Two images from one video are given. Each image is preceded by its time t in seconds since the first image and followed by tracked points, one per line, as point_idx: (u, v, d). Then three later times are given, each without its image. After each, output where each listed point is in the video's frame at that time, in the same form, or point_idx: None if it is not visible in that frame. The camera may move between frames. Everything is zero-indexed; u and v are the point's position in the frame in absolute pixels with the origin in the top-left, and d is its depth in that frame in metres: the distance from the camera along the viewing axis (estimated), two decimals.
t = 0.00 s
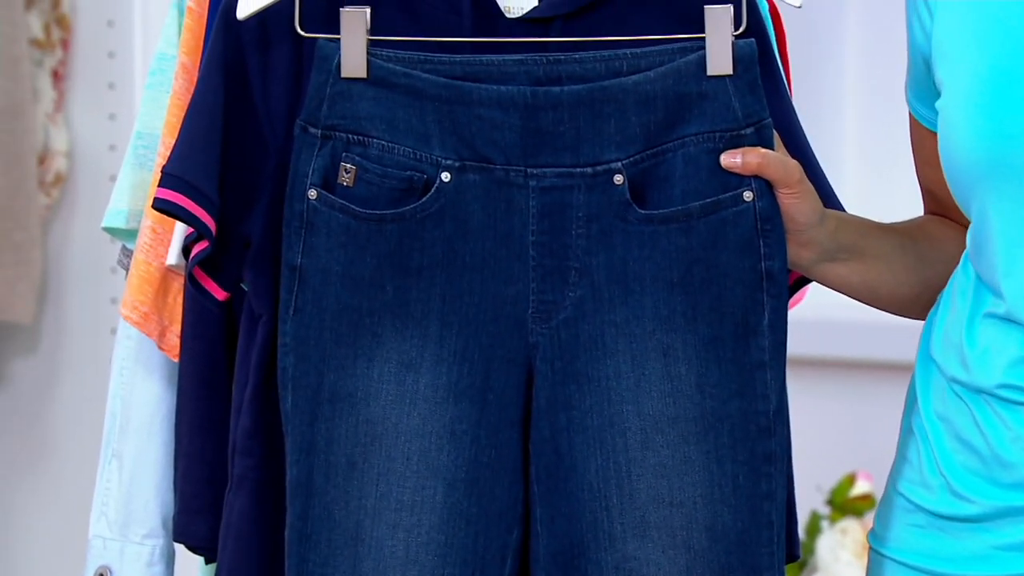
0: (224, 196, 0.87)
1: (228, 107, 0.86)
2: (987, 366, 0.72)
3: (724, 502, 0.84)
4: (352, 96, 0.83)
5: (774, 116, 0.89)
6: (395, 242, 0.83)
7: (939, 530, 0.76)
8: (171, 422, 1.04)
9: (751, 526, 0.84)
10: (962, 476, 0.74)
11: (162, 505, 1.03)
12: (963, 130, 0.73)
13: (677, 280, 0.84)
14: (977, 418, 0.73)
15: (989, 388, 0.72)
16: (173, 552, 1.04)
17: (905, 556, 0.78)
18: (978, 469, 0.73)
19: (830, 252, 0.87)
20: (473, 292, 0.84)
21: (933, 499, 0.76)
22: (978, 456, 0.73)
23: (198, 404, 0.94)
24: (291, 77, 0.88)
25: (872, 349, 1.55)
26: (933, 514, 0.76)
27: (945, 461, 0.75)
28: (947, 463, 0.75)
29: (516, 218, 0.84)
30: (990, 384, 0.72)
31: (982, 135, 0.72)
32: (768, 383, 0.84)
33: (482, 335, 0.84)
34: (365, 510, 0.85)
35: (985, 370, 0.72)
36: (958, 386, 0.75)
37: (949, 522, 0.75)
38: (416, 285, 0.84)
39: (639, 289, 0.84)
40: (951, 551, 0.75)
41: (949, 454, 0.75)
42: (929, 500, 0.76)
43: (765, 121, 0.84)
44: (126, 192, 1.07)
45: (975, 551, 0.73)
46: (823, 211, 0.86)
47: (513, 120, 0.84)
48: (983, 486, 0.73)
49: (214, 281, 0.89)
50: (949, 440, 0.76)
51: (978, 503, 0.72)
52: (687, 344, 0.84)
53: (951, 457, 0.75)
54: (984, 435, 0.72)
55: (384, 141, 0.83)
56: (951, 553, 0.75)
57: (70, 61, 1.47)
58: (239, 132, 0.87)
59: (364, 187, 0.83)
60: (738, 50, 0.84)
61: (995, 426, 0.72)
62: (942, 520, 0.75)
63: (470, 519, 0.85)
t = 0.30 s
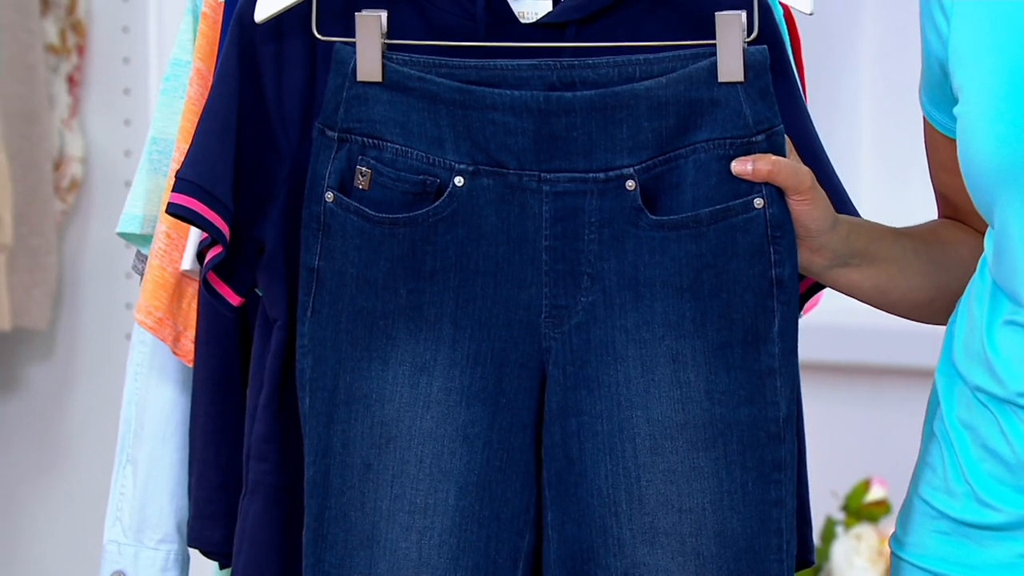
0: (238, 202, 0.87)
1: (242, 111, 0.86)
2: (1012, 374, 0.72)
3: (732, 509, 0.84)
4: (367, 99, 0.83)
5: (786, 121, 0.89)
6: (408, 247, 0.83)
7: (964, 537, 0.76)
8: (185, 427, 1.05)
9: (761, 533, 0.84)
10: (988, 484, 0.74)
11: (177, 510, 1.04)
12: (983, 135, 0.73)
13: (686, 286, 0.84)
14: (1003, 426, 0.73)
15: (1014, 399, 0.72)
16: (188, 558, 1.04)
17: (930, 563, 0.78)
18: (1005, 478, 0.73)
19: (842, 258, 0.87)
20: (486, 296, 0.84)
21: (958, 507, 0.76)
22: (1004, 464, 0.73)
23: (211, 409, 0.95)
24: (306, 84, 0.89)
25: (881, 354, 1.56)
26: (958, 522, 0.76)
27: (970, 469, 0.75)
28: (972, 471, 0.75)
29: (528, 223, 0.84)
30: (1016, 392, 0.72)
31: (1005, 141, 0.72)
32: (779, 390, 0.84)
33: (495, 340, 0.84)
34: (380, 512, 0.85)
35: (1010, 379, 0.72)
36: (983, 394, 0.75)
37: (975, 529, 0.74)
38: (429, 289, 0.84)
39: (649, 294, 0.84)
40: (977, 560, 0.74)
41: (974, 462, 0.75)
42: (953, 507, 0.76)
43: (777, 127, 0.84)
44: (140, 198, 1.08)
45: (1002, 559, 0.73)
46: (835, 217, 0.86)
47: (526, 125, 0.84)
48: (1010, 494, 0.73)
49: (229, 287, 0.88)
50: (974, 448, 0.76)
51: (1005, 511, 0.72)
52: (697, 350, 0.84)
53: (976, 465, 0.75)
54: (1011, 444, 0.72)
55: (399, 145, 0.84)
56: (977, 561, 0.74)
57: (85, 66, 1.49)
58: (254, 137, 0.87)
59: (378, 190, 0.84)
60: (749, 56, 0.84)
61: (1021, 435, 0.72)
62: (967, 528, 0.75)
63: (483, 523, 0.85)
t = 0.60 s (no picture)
0: (242, 202, 0.87)
1: (247, 112, 0.87)
2: (1018, 374, 0.72)
3: (736, 511, 0.84)
4: (372, 101, 0.84)
5: (789, 123, 0.89)
6: (412, 248, 0.84)
7: (974, 538, 0.76)
8: (191, 429, 1.05)
9: (764, 535, 0.84)
10: (995, 484, 0.74)
11: (182, 512, 1.04)
12: (983, 122, 0.73)
13: (689, 288, 0.84)
14: (1008, 426, 0.73)
15: (1018, 398, 0.72)
16: (194, 559, 1.05)
17: (940, 564, 0.78)
18: (1011, 477, 0.73)
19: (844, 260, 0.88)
20: (490, 298, 0.84)
21: (966, 507, 0.76)
22: (1010, 464, 0.73)
23: (216, 411, 0.95)
24: (311, 86, 0.89)
25: (887, 356, 1.55)
26: (967, 522, 0.76)
27: (978, 470, 0.75)
28: (980, 471, 0.75)
29: (532, 225, 0.84)
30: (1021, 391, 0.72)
31: (1005, 127, 0.72)
32: (783, 392, 0.84)
33: (498, 342, 0.85)
34: (384, 513, 0.85)
35: (1016, 378, 0.72)
36: (989, 395, 0.75)
37: (983, 530, 0.74)
38: (433, 291, 0.84)
39: (652, 296, 0.84)
40: (985, 560, 0.74)
41: (982, 462, 0.75)
42: (962, 508, 0.76)
43: (780, 129, 0.84)
44: (146, 199, 1.08)
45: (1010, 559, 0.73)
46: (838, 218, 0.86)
47: (530, 127, 0.84)
48: (1017, 494, 0.73)
49: (234, 289, 0.89)
50: (981, 449, 0.76)
51: (1012, 511, 0.72)
52: (700, 352, 0.85)
53: (984, 465, 0.75)
54: (1014, 443, 0.72)
55: (403, 146, 0.84)
56: (985, 561, 0.74)
57: (90, 69, 1.49)
58: (258, 139, 0.87)
59: (382, 192, 0.84)
60: (752, 59, 0.84)
61: None
62: (976, 528, 0.75)
63: (486, 525, 0.85)
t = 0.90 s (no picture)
0: (244, 202, 0.87)
1: (248, 112, 0.86)
2: (1012, 376, 0.72)
3: (741, 511, 0.84)
4: (374, 102, 0.84)
5: (792, 123, 0.89)
6: (415, 249, 0.84)
7: (967, 540, 0.75)
8: (192, 430, 1.05)
9: (770, 535, 0.84)
10: (989, 486, 0.74)
11: (183, 512, 1.04)
12: (971, 115, 0.74)
13: (694, 288, 0.84)
14: (1001, 429, 0.73)
15: (1014, 400, 0.72)
16: (195, 560, 1.05)
17: (933, 566, 0.78)
18: (1005, 479, 0.73)
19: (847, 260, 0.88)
20: (493, 299, 0.84)
21: (961, 509, 0.76)
22: (1004, 466, 0.73)
23: (219, 412, 0.95)
24: (313, 87, 0.89)
25: (886, 356, 1.56)
26: (961, 524, 0.76)
27: (971, 472, 0.75)
28: (974, 473, 0.75)
29: (535, 225, 0.84)
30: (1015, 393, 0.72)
31: (992, 122, 0.72)
32: (789, 392, 0.84)
33: (502, 343, 0.85)
34: (387, 515, 0.85)
35: (1010, 381, 0.72)
36: (984, 397, 0.75)
37: (977, 532, 0.74)
38: (435, 292, 0.84)
39: (657, 296, 0.84)
40: (979, 562, 0.74)
41: (976, 464, 0.75)
42: (956, 510, 0.76)
43: (783, 129, 0.84)
44: (147, 200, 1.08)
45: (1004, 561, 0.73)
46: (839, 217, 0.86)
47: (532, 128, 0.84)
48: (1011, 497, 0.73)
49: (235, 289, 0.88)
50: (975, 451, 0.76)
51: (1008, 514, 0.72)
52: (704, 352, 0.84)
53: (978, 467, 0.75)
54: (1009, 446, 0.72)
55: (405, 147, 0.84)
56: (979, 563, 0.74)
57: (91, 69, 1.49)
58: (259, 139, 0.87)
59: (384, 193, 0.84)
60: (755, 58, 0.84)
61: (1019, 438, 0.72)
62: (970, 530, 0.75)
63: (488, 526, 0.85)
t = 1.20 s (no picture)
0: (246, 203, 0.87)
1: (248, 112, 0.87)
2: (1005, 376, 0.71)
3: (733, 513, 0.84)
4: (368, 101, 0.84)
5: (789, 125, 0.89)
6: (408, 248, 0.84)
7: (959, 540, 0.75)
8: (191, 430, 1.05)
9: (760, 537, 0.84)
10: (980, 487, 0.73)
11: (183, 512, 1.04)
12: (969, 124, 0.73)
13: (688, 290, 0.83)
14: (994, 429, 0.72)
15: (1007, 402, 0.71)
16: (196, 560, 1.05)
17: (925, 567, 0.77)
18: (997, 480, 0.72)
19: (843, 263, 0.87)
20: (486, 299, 0.84)
21: (953, 510, 0.75)
22: (996, 466, 0.72)
23: (214, 411, 0.95)
24: (312, 88, 0.89)
25: (886, 356, 1.54)
26: (953, 525, 0.75)
27: (964, 472, 0.75)
28: (966, 473, 0.74)
29: (529, 225, 0.84)
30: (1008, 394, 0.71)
31: (990, 130, 0.71)
32: (782, 395, 0.84)
33: (494, 342, 0.84)
34: (375, 515, 0.85)
35: (1003, 381, 0.71)
36: (977, 398, 0.74)
37: (969, 532, 0.74)
38: (428, 292, 0.84)
39: (651, 297, 0.84)
40: (971, 563, 0.74)
41: (968, 465, 0.75)
42: (949, 511, 0.75)
43: (779, 132, 0.84)
44: (148, 199, 1.08)
45: (996, 562, 0.72)
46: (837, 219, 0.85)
47: (527, 128, 0.84)
48: (1003, 497, 0.72)
49: (235, 290, 0.89)
50: (968, 452, 0.75)
51: (1002, 515, 0.71)
52: (698, 354, 0.84)
53: (970, 468, 0.74)
54: (1002, 448, 0.71)
55: (400, 147, 0.84)
56: (972, 564, 0.74)
57: (93, 69, 1.50)
58: (259, 139, 0.88)
59: (378, 192, 0.84)
60: (752, 60, 0.83)
61: (1012, 438, 0.71)
62: (962, 531, 0.74)
63: (481, 527, 0.85)
